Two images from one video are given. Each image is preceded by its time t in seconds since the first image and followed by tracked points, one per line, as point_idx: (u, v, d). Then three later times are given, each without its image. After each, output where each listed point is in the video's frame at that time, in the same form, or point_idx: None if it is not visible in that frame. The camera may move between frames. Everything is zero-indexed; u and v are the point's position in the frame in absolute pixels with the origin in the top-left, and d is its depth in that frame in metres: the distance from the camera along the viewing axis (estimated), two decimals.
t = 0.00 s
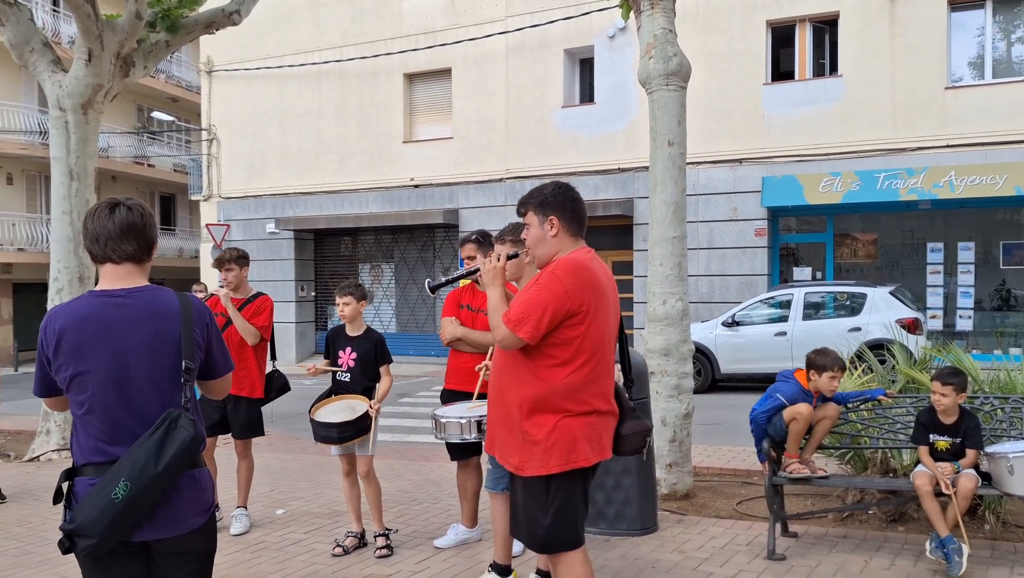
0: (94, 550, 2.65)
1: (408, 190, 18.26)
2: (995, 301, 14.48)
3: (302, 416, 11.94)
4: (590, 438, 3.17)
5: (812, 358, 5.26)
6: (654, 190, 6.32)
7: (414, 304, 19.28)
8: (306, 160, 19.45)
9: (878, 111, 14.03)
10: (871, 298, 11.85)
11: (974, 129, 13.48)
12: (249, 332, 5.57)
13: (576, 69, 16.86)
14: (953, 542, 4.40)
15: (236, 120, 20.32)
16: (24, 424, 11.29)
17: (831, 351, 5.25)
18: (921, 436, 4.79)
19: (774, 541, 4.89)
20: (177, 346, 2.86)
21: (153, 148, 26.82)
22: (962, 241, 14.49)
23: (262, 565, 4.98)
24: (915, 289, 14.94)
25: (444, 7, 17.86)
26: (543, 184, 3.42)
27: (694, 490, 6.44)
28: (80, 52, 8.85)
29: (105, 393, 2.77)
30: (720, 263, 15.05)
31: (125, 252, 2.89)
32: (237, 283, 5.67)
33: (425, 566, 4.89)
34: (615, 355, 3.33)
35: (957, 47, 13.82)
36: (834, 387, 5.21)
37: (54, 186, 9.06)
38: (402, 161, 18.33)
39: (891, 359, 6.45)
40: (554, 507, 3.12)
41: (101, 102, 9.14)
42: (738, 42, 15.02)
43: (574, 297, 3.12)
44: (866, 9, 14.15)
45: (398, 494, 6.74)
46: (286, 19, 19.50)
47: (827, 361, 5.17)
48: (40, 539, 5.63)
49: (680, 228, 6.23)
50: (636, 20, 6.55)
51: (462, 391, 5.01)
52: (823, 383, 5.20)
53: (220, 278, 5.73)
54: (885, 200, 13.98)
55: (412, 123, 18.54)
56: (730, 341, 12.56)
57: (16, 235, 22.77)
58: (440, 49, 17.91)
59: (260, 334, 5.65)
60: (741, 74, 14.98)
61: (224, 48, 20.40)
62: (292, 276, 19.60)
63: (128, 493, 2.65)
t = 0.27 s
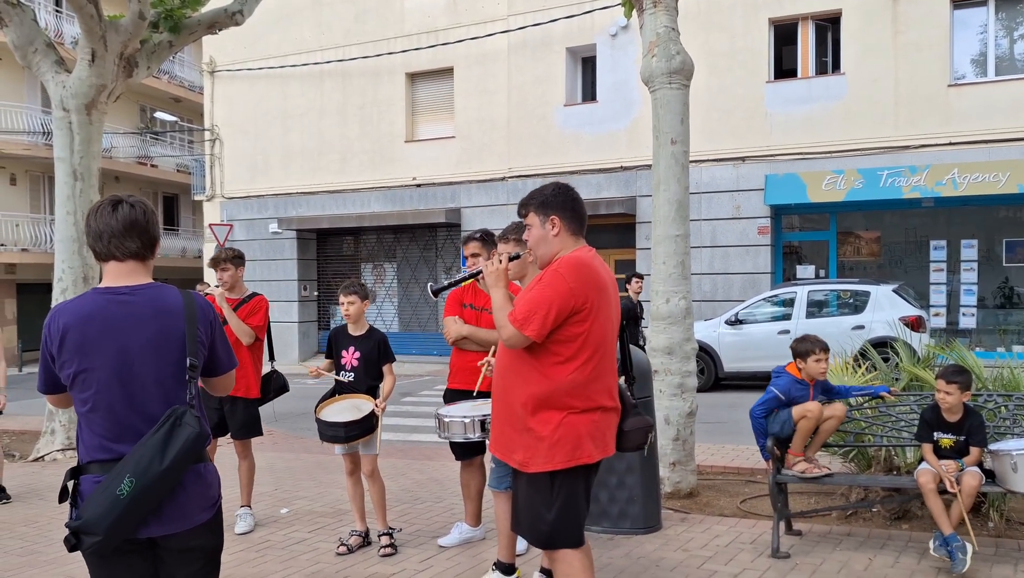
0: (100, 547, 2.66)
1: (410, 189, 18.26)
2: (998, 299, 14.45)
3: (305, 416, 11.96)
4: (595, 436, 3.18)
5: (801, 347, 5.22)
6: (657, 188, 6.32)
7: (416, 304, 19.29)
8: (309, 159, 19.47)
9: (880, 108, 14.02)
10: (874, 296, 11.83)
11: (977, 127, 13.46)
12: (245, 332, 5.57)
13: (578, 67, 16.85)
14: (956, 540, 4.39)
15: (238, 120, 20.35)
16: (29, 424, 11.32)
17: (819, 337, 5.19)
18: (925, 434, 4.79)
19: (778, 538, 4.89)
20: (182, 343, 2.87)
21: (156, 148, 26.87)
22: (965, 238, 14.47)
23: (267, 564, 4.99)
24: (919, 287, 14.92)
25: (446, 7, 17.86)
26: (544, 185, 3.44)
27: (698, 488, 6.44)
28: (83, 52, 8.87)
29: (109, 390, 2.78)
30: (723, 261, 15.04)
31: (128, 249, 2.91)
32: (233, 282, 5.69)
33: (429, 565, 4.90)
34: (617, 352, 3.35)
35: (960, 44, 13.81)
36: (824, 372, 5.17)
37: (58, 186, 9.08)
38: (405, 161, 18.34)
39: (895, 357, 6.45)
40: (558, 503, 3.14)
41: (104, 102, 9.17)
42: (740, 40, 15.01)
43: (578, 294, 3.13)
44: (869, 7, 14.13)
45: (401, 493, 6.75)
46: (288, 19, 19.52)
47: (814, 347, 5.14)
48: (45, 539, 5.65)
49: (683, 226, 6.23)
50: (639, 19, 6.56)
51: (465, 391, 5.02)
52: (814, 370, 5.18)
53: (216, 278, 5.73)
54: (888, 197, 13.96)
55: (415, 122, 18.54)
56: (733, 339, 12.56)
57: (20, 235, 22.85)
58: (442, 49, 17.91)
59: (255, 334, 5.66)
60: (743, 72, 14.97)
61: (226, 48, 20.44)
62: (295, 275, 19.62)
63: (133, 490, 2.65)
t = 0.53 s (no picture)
0: (103, 564, 2.66)
1: (411, 189, 18.26)
2: (999, 297, 14.45)
3: (306, 416, 11.97)
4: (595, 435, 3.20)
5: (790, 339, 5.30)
6: (657, 187, 6.32)
7: (417, 303, 19.30)
8: (309, 159, 19.48)
9: (881, 107, 14.02)
10: (875, 295, 11.83)
11: (978, 125, 13.45)
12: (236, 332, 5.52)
13: (578, 67, 16.84)
14: (957, 539, 4.39)
15: (238, 120, 20.36)
16: (30, 424, 11.33)
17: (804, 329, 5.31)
18: (926, 433, 4.79)
19: (780, 537, 4.89)
20: (181, 355, 2.86)
21: (156, 148, 26.88)
22: (966, 236, 14.46)
23: (269, 563, 4.99)
24: (919, 285, 14.91)
25: (446, 6, 17.86)
26: (538, 189, 3.44)
27: (699, 487, 6.44)
28: (83, 53, 8.87)
29: (109, 402, 2.78)
30: (723, 260, 15.05)
31: (131, 261, 2.91)
32: (223, 283, 5.67)
33: (431, 564, 4.90)
34: (614, 351, 3.37)
35: (960, 43, 13.81)
36: (813, 360, 5.27)
37: (58, 187, 9.08)
38: (405, 160, 18.33)
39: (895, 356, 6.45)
40: (551, 501, 3.14)
41: (105, 103, 9.17)
42: (740, 39, 15.01)
43: (579, 294, 3.15)
44: (869, 5, 14.13)
45: (403, 492, 6.75)
46: (289, 19, 19.52)
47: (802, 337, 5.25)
48: (47, 539, 5.65)
49: (684, 225, 6.23)
50: (639, 18, 6.56)
51: (467, 391, 5.03)
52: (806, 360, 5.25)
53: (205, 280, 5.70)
54: (889, 196, 13.96)
55: (415, 122, 18.55)
56: (734, 338, 12.55)
57: (21, 236, 22.88)
58: (442, 48, 17.91)
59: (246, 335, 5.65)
60: (743, 71, 14.97)
61: (226, 48, 20.45)
62: (296, 275, 19.62)
63: (134, 506, 2.65)
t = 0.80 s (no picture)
0: (101, 574, 2.65)
1: (412, 188, 18.27)
2: (1000, 295, 14.45)
3: (308, 415, 11.98)
4: (583, 435, 3.18)
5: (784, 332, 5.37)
6: (658, 186, 6.32)
7: (418, 302, 19.31)
8: (310, 159, 19.49)
9: (882, 105, 14.01)
10: (877, 293, 11.82)
11: (979, 123, 13.44)
12: (230, 332, 5.49)
13: (579, 65, 16.83)
14: (959, 536, 4.40)
15: (239, 119, 20.37)
16: (33, 424, 11.35)
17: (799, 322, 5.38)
18: (928, 430, 4.79)
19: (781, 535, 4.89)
20: (180, 366, 2.86)
21: (157, 148, 26.90)
22: (967, 234, 14.46)
23: (271, 562, 5.00)
24: (921, 283, 14.91)
25: (447, 5, 17.86)
26: (544, 184, 3.44)
27: (701, 486, 6.45)
28: (85, 53, 8.87)
29: (108, 412, 2.79)
30: (725, 259, 15.04)
31: (132, 270, 2.91)
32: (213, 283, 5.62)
33: (433, 563, 4.91)
34: (606, 352, 3.36)
35: (961, 40, 13.79)
36: (809, 352, 5.32)
37: (60, 187, 9.09)
38: (406, 159, 18.34)
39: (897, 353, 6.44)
40: (544, 503, 3.13)
41: (106, 103, 9.18)
42: (741, 38, 15.00)
43: (564, 293, 3.15)
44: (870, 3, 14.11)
45: (405, 491, 6.76)
46: (290, 18, 19.52)
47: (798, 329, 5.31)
48: (50, 539, 5.66)
49: (685, 223, 6.23)
50: (640, 17, 6.56)
51: (468, 390, 5.04)
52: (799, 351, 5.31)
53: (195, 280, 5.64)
54: (890, 194, 13.95)
55: (416, 121, 18.55)
56: (736, 337, 12.55)
57: (22, 236, 22.91)
58: (443, 47, 17.90)
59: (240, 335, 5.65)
60: (744, 70, 14.96)
61: (227, 48, 20.47)
62: (297, 275, 19.63)
63: (132, 516, 2.64)
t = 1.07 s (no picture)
0: (93, 570, 2.65)
1: (413, 186, 18.27)
2: (1002, 293, 14.44)
3: (309, 413, 11.99)
4: (560, 437, 3.16)
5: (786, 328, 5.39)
6: (660, 184, 6.32)
7: (419, 301, 19.31)
8: (310, 157, 19.49)
9: (883, 103, 14.00)
10: (878, 291, 11.81)
11: (981, 120, 13.42)
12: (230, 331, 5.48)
13: (580, 63, 16.81)
14: (960, 534, 4.39)
15: (240, 118, 20.37)
16: (34, 423, 11.36)
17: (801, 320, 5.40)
18: (929, 428, 4.78)
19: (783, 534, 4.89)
20: (174, 363, 2.84)
21: (158, 147, 26.90)
22: (969, 232, 14.45)
23: (273, 560, 5.01)
24: (922, 281, 14.91)
25: (448, 3, 17.84)
26: (519, 183, 3.47)
27: (703, 483, 6.45)
28: (86, 51, 8.87)
29: (103, 409, 2.78)
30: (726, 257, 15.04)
31: (127, 267, 2.91)
32: (206, 283, 5.54)
33: (435, 561, 4.91)
34: (590, 352, 3.31)
35: (963, 37, 13.76)
36: (810, 349, 5.34)
37: (61, 186, 9.09)
38: (407, 157, 18.34)
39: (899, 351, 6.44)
40: (523, 500, 3.13)
41: (107, 102, 9.18)
42: (742, 35, 14.99)
43: (537, 294, 3.13)
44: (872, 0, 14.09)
45: (406, 489, 6.76)
46: (291, 16, 19.51)
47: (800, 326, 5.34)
48: (52, 537, 5.67)
49: (687, 221, 6.23)
50: (641, 15, 6.56)
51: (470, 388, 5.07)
52: (802, 348, 5.34)
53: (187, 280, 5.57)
54: (891, 192, 13.94)
55: (417, 119, 18.54)
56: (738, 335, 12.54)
57: (23, 235, 22.93)
58: (444, 45, 17.89)
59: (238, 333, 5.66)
60: (745, 68, 14.95)
61: (228, 47, 20.47)
62: (298, 273, 19.64)
63: (121, 515, 2.63)
